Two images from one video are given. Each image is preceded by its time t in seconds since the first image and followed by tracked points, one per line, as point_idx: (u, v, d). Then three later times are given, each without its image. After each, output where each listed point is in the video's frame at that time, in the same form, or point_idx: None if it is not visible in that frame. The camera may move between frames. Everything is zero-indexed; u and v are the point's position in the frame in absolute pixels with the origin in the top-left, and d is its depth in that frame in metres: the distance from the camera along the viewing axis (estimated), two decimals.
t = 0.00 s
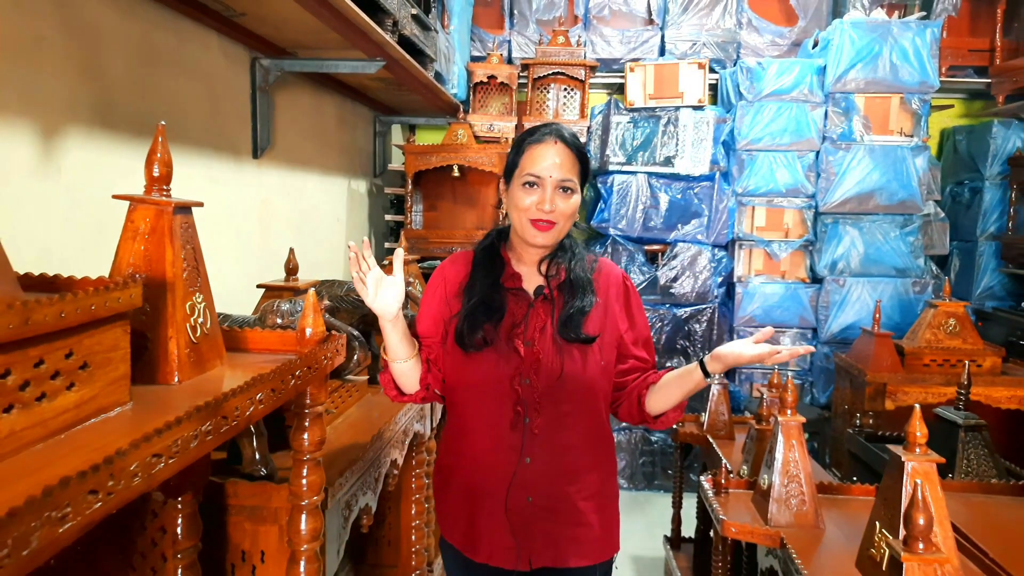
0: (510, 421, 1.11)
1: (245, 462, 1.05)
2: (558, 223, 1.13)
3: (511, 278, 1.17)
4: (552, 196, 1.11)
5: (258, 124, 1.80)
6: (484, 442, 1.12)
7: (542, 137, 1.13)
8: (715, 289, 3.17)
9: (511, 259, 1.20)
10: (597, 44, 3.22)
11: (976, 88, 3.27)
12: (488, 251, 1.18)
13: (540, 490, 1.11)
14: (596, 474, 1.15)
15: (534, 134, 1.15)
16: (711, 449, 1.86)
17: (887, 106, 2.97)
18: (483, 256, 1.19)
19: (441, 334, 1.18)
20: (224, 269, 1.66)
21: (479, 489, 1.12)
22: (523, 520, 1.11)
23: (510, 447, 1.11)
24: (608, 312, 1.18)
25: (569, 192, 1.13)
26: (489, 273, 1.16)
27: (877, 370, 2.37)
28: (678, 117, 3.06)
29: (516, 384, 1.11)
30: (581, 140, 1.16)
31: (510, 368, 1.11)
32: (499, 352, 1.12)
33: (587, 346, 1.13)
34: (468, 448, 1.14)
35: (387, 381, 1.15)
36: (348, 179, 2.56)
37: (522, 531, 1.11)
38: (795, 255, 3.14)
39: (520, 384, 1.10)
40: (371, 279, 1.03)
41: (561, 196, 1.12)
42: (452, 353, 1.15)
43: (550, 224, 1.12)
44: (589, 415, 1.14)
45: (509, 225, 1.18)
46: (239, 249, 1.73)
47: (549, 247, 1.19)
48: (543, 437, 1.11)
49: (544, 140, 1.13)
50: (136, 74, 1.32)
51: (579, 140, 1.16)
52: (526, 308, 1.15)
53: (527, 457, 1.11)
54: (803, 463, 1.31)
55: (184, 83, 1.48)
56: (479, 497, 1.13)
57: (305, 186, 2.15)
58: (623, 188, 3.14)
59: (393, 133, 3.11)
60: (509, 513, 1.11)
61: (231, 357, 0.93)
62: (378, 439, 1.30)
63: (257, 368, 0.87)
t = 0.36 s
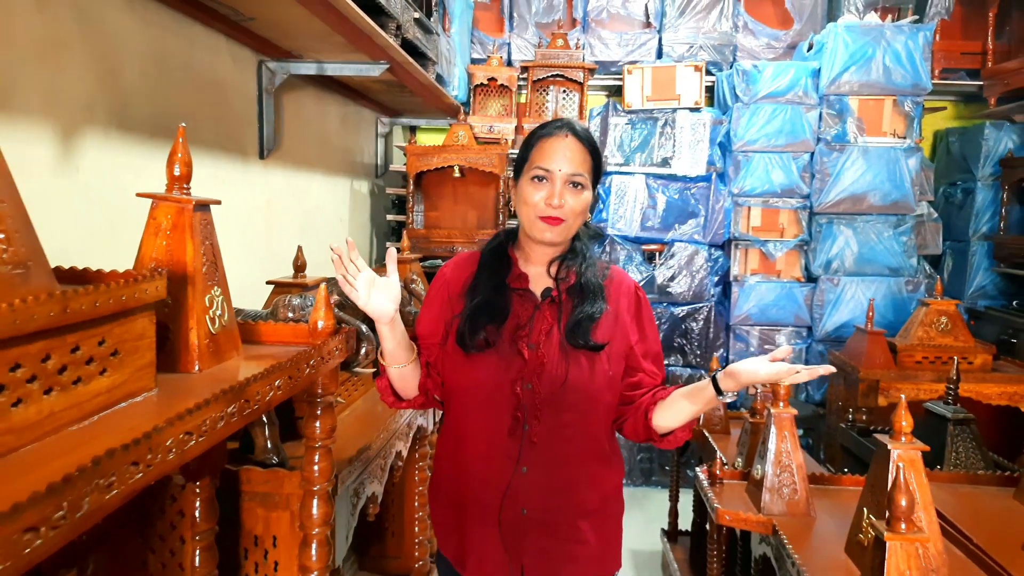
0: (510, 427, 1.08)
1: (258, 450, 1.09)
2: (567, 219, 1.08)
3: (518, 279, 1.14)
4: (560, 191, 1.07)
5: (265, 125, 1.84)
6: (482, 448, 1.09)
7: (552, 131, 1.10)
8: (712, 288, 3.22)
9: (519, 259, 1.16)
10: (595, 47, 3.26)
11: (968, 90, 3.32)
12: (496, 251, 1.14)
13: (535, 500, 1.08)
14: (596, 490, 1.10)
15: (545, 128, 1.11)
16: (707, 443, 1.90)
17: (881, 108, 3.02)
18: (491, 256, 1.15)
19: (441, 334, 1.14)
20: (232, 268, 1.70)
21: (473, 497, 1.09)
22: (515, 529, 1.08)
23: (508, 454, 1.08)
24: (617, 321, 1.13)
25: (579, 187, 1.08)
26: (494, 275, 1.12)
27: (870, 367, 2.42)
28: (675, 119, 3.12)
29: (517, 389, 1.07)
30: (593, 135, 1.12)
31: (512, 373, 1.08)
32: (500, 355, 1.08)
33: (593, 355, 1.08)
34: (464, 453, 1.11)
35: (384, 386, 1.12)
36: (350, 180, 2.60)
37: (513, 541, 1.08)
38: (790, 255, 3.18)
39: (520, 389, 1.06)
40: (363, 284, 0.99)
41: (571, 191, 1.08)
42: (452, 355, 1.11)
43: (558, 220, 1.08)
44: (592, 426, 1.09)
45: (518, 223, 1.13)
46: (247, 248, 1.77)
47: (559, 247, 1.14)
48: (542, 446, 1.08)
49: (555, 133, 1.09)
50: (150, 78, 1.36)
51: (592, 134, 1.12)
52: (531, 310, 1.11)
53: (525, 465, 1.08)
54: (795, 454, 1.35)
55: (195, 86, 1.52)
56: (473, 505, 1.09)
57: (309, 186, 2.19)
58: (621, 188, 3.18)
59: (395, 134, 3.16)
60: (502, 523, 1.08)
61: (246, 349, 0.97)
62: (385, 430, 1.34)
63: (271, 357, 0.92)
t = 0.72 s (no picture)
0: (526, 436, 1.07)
1: (271, 440, 1.14)
2: (581, 215, 1.09)
3: (532, 281, 1.13)
4: (574, 187, 1.08)
5: (273, 128, 1.88)
6: (497, 457, 1.08)
7: (563, 127, 1.12)
8: (709, 287, 3.27)
9: (531, 261, 1.15)
10: (595, 49, 3.30)
11: (963, 91, 3.37)
12: (508, 252, 1.14)
13: (553, 509, 1.08)
14: (611, 499, 1.10)
15: (555, 126, 1.13)
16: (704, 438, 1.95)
17: (876, 109, 3.07)
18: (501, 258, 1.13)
19: (448, 339, 1.13)
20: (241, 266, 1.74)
21: (487, 506, 1.09)
22: (532, 538, 1.08)
23: (524, 463, 1.08)
24: (635, 328, 1.12)
25: (592, 184, 1.10)
26: (506, 279, 1.11)
27: (865, 364, 2.47)
28: (673, 120, 3.17)
29: (534, 396, 1.05)
30: (605, 131, 1.13)
31: (528, 379, 1.06)
32: (516, 360, 1.07)
33: (611, 362, 1.07)
34: (478, 461, 1.09)
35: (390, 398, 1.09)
36: (354, 180, 2.64)
37: (530, 550, 1.08)
38: (786, 254, 3.23)
39: (537, 397, 1.05)
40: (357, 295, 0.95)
41: (584, 187, 1.09)
42: (464, 359, 1.09)
43: (572, 217, 1.09)
44: (609, 435, 1.08)
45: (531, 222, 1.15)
46: (255, 247, 1.81)
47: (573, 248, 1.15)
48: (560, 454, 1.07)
49: (566, 130, 1.11)
50: (164, 82, 1.41)
51: (604, 130, 1.13)
52: (546, 314, 1.10)
53: (542, 475, 1.07)
54: (788, 445, 1.39)
55: (206, 90, 1.57)
56: (487, 514, 1.09)
57: (314, 186, 2.23)
58: (621, 189, 3.23)
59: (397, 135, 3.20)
60: (518, 534, 1.08)
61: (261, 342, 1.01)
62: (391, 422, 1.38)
63: (285, 349, 0.96)
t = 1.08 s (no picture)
0: (550, 440, 1.05)
1: (282, 431, 1.18)
2: (585, 210, 1.06)
3: (545, 283, 1.11)
4: (573, 182, 1.06)
5: (279, 130, 1.93)
6: (520, 461, 1.06)
7: (551, 125, 1.09)
8: (706, 286, 3.34)
9: (541, 263, 1.13)
10: (594, 52, 3.35)
11: (956, 94, 3.42)
12: (515, 254, 1.12)
13: (580, 512, 1.07)
14: (630, 495, 1.11)
15: (544, 125, 1.11)
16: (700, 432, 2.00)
17: (869, 111, 3.13)
18: (512, 261, 1.12)
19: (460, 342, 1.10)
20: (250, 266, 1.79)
21: (512, 513, 1.07)
22: (561, 543, 1.07)
23: (549, 467, 1.06)
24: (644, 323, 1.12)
25: (590, 177, 1.07)
26: (517, 284, 1.08)
27: (857, 361, 2.53)
28: (670, 122, 3.22)
29: (558, 399, 1.04)
30: (592, 123, 1.11)
31: (550, 382, 1.04)
32: (537, 363, 1.05)
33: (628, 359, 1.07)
34: (499, 469, 1.07)
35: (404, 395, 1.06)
36: (357, 181, 2.69)
37: (559, 555, 1.07)
38: (782, 253, 3.28)
39: (561, 400, 1.03)
40: (429, 278, 0.95)
41: (583, 181, 1.07)
42: (480, 364, 1.06)
43: (576, 213, 1.06)
44: (628, 432, 1.09)
45: (535, 226, 1.12)
46: (264, 246, 1.87)
47: (581, 247, 1.12)
48: (585, 456, 1.06)
49: (555, 128, 1.09)
50: (177, 87, 1.46)
51: (591, 123, 1.11)
52: (562, 315, 1.09)
53: (568, 478, 1.06)
54: (779, 437, 1.45)
55: (217, 94, 1.62)
56: (513, 521, 1.07)
57: (319, 187, 2.29)
58: (619, 190, 3.29)
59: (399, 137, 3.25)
60: (544, 537, 1.07)
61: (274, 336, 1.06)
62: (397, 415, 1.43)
63: (298, 343, 1.01)
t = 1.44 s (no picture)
0: (553, 448, 1.04)
1: (290, 425, 1.23)
2: (579, 220, 1.05)
3: (539, 290, 1.10)
4: (567, 193, 1.05)
5: (284, 134, 1.98)
6: (524, 470, 1.05)
7: (545, 133, 1.08)
8: (702, 286, 3.38)
9: (536, 270, 1.12)
10: (592, 56, 3.41)
11: (948, 97, 3.48)
12: (511, 261, 1.12)
13: (587, 520, 1.05)
14: (639, 501, 1.09)
15: (536, 132, 1.09)
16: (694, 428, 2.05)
17: (861, 115, 3.18)
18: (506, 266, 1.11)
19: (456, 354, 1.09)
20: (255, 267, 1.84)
21: (520, 523, 1.06)
22: (569, 552, 1.05)
23: (553, 474, 1.05)
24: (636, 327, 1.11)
25: (584, 186, 1.06)
26: (512, 287, 1.09)
27: (851, 360, 2.58)
28: (666, 125, 3.27)
29: (559, 406, 1.03)
30: (586, 130, 1.10)
31: (550, 389, 1.04)
32: (537, 371, 1.04)
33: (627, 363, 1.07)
34: (503, 478, 1.06)
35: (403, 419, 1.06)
36: (359, 183, 2.74)
37: (568, 565, 1.05)
38: (776, 254, 3.33)
39: (562, 406, 1.03)
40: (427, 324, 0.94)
41: (577, 190, 1.06)
42: (480, 373, 1.06)
43: (570, 224, 1.05)
44: (632, 435, 1.08)
45: (529, 234, 1.11)
46: (269, 248, 1.92)
47: (574, 252, 1.12)
48: (589, 463, 1.04)
49: (548, 137, 1.08)
50: (186, 93, 1.51)
51: (584, 129, 1.10)
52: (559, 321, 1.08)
53: (573, 485, 1.04)
54: (769, 431, 1.50)
55: (224, 99, 1.67)
56: (521, 530, 1.06)
57: (322, 190, 2.33)
58: (616, 193, 3.36)
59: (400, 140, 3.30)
60: (554, 546, 1.05)
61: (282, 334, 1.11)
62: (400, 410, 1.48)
63: (305, 340, 1.06)
